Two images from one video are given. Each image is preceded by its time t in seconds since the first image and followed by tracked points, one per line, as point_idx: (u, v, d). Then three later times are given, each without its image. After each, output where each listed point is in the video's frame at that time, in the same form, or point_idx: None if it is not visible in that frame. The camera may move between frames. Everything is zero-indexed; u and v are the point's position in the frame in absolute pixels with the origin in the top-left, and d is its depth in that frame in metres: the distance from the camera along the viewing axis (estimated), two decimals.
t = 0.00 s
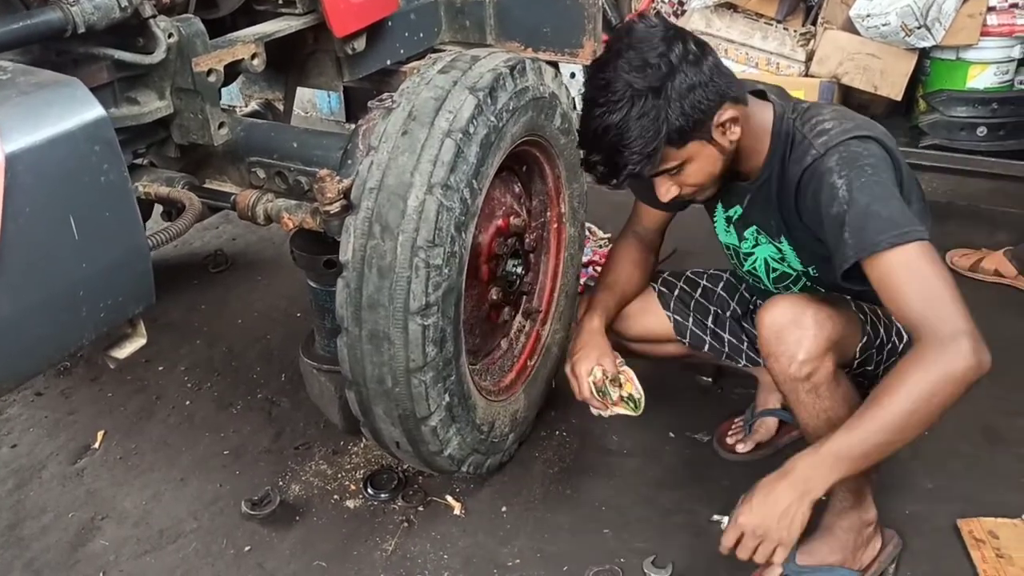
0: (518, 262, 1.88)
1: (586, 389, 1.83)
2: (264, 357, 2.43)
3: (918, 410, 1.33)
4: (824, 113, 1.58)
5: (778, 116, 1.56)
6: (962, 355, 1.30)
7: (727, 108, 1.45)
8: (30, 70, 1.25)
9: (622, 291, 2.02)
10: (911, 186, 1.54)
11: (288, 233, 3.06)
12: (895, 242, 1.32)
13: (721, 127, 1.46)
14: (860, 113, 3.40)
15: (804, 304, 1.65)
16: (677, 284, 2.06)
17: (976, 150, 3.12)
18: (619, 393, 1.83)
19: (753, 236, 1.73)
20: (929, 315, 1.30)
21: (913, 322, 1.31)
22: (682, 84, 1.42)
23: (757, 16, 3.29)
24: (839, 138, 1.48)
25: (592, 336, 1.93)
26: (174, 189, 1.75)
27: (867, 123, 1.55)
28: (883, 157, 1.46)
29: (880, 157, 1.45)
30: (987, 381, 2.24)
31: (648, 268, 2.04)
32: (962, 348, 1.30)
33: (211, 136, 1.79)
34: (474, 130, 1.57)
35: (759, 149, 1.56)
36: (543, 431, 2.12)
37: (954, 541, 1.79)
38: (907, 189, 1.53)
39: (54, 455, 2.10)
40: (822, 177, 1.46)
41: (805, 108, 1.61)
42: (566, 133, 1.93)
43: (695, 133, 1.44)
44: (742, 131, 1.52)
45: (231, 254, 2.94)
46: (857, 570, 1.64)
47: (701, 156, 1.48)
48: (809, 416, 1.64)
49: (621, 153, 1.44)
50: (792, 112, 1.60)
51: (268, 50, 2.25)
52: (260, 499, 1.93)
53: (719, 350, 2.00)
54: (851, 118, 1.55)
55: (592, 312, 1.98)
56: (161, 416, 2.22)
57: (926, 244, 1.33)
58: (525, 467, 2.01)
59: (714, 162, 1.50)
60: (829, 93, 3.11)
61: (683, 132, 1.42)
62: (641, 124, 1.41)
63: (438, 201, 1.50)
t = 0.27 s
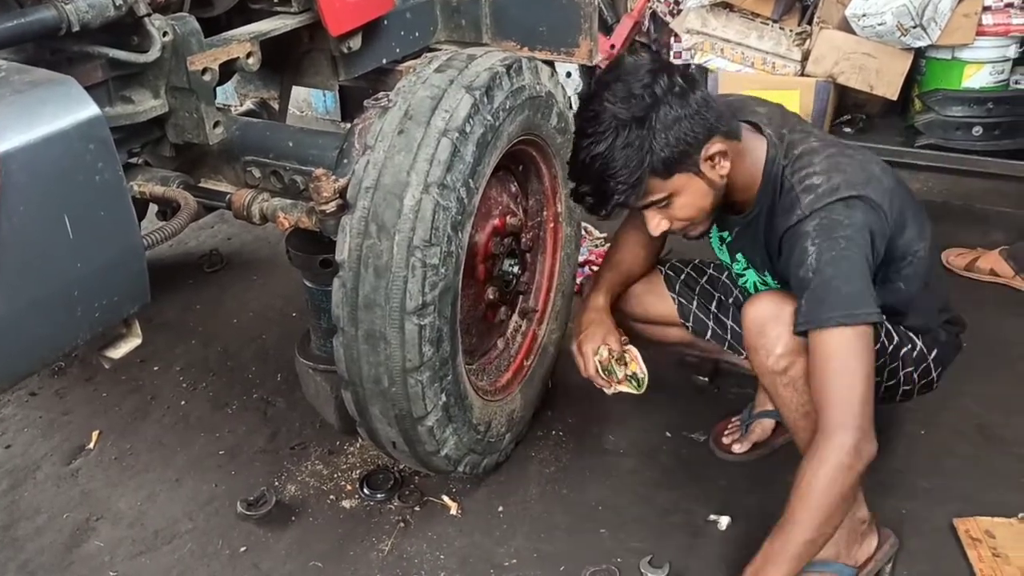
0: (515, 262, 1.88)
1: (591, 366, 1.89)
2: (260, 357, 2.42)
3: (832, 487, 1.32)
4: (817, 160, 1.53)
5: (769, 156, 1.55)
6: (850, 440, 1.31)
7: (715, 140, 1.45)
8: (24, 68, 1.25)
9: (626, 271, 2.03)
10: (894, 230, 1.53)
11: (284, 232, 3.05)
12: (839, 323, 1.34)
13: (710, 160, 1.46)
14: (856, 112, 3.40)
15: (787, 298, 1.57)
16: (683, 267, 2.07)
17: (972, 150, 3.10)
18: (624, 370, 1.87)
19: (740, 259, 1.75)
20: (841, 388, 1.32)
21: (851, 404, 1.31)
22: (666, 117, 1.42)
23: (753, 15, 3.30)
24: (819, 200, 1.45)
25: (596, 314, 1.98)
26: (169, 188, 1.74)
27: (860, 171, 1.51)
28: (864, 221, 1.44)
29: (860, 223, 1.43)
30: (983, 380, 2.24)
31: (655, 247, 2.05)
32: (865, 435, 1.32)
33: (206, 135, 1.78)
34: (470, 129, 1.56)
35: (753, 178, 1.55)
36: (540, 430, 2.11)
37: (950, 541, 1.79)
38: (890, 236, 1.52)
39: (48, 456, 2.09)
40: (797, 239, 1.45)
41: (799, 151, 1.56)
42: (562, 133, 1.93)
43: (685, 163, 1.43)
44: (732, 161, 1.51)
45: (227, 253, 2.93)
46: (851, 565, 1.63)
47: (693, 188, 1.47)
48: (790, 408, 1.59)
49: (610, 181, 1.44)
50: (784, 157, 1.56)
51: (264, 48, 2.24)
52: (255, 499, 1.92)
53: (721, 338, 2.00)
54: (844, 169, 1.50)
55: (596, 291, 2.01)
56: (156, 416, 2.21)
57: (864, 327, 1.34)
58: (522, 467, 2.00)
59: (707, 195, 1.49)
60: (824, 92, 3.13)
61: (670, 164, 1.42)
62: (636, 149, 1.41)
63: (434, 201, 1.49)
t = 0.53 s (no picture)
0: (515, 262, 1.88)
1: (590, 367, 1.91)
2: (260, 357, 2.42)
3: (742, 372, 1.40)
4: (797, 106, 1.53)
5: (752, 109, 1.52)
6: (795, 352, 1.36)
7: (677, 104, 1.43)
8: (25, 66, 1.24)
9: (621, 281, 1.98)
10: (876, 189, 1.51)
11: (283, 232, 3.05)
12: (798, 232, 1.33)
13: (667, 118, 1.46)
14: (856, 111, 3.40)
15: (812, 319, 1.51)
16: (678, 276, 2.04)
17: (972, 149, 3.12)
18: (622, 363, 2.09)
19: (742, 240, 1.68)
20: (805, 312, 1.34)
21: (799, 316, 1.34)
22: (652, 52, 1.40)
23: (752, 15, 3.27)
24: (790, 132, 1.46)
25: (590, 316, 1.93)
26: (169, 187, 1.74)
27: (842, 126, 1.50)
28: (834, 159, 1.43)
29: (829, 159, 1.43)
30: (983, 379, 2.24)
31: (651, 254, 1.98)
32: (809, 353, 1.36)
33: (206, 134, 1.77)
34: (471, 128, 1.56)
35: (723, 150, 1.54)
36: (540, 430, 2.11)
37: (951, 540, 1.79)
38: (868, 196, 1.50)
39: (48, 455, 2.09)
40: (766, 163, 1.45)
41: (783, 100, 1.56)
42: (563, 132, 1.93)
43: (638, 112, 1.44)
44: (698, 127, 1.49)
45: (226, 253, 2.92)
46: (853, 567, 1.63)
47: (638, 136, 1.49)
48: (812, 434, 1.53)
49: (574, 97, 1.47)
50: (766, 102, 1.55)
51: (263, 47, 2.24)
52: (256, 499, 1.92)
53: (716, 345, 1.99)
54: (823, 116, 1.51)
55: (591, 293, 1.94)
56: (156, 416, 2.21)
57: (829, 249, 1.33)
58: (522, 466, 2.00)
59: (654, 145, 1.50)
60: (824, 91, 3.14)
61: (632, 101, 1.42)
62: (601, 74, 1.42)
63: (435, 200, 1.49)
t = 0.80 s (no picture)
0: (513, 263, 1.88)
1: (592, 357, 1.87)
2: (257, 358, 2.41)
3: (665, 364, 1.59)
4: (784, 122, 1.51)
5: (742, 120, 1.52)
6: (712, 361, 1.50)
7: (669, 99, 1.48)
8: (22, 68, 1.24)
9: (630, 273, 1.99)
10: (856, 208, 1.50)
11: (281, 232, 3.05)
12: (750, 279, 1.41)
13: (661, 112, 1.50)
14: (853, 112, 3.40)
15: (794, 325, 1.52)
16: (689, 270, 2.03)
17: (969, 150, 3.12)
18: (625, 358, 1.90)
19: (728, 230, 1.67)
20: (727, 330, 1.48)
21: (725, 334, 1.48)
22: (648, 45, 1.46)
23: (750, 15, 3.28)
24: (769, 157, 1.44)
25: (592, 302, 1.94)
26: (167, 189, 1.74)
27: (828, 148, 1.48)
28: (805, 193, 1.43)
29: (800, 193, 1.43)
30: (980, 380, 2.25)
31: (663, 248, 1.98)
32: (724, 364, 1.50)
33: (204, 136, 1.77)
34: (470, 130, 1.56)
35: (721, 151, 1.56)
36: (539, 431, 2.11)
37: (949, 541, 1.79)
38: (844, 218, 1.50)
39: (45, 457, 2.08)
40: (737, 191, 1.46)
41: (772, 114, 1.53)
42: (561, 133, 1.93)
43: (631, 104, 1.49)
44: (694, 126, 1.52)
45: (223, 253, 2.92)
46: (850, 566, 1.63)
47: (634, 129, 1.53)
48: (797, 438, 1.54)
49: (572, 87, 1.53)
50: (755, 117, 1.53)
51: (261, 48, 2.24)
52: (254, 501, 1.92)
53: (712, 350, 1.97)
54: (807, 135, 1.48)
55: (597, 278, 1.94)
56: (153, 417, 2.20)
57: (769, 292, 1.44)
58: (521, 467, 2.00)
59: (650, 140, 1.55)
60: (823, 91, 3.12)
61: (627, 91, 1.48)
62: (598, 64, 1.49)
63: (433, 202, 1.49)
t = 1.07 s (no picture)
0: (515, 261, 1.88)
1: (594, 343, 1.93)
2: (259, 356, 2.41)
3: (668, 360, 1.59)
4: (791, 117, 1.51)
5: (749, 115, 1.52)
6: (714, 358, 1.50)
7: (679, 88, 1.49)
8: (26, 67, 1.24)
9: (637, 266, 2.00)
10: (861, 206, 1.50)
11: (282, 231, 3.05)
12: (755, 274, 1.41)
13: (670, 101, 1.51)
14: (854, 110, 3.40)
15: (793, 325, 1.52)
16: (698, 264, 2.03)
17: (970, 148, 3.13)
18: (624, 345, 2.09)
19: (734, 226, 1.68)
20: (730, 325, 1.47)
21: (727, 329, 1.47)
22: (658, 34, 1.46)
23: (751, 14, 3.29)
24: (775, 152, 1.44)
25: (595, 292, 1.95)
26: (169, 188, 1.74)
27: (835, 144, 1.47)
28: (811, 188, 1.43)
29: (806, 189, 1.42)
30: (981, 379, 2.25)
31: (671, 242, 1.98)
32: (727, 359, 1.50)
33: (206, 134, 1.77)
34: (472, 128, 1.56)
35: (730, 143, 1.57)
36: (541, 429, 2.11)
37: (951, 539, 1.79)
38: (849, 215, 1.50)
39: (47, 456, 2.08)
40: (742, 185, 1.46)
41: (780, 109, 1.53)
42: (563, 131, 1.93)
43: (642, 93, 1.50)
44: (704, 117, 1.53)
45: (225, 252, 2.92)
46: (852, 563, 1.63)
47: (644, 119, 1.54)
48: (798, 438, 1.54)
49: (584, 75, 1.54)
50: (763, 112, 1.53)
51: (263, 47, 2.24)
52: (256, 499, 1.92)
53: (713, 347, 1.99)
54: (814, 131, 1.48)
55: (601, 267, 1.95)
56: (155, 416, 2.20)
57: (774, 286, 1.43)
58: (523, 466, 2.00)
59: (660, 131, 1.55)
60: (824, 90, 3.12)
61: (638, 80, 1.48)
62: (608, 53, 1.50)
63: (436, 200, 1.49)
